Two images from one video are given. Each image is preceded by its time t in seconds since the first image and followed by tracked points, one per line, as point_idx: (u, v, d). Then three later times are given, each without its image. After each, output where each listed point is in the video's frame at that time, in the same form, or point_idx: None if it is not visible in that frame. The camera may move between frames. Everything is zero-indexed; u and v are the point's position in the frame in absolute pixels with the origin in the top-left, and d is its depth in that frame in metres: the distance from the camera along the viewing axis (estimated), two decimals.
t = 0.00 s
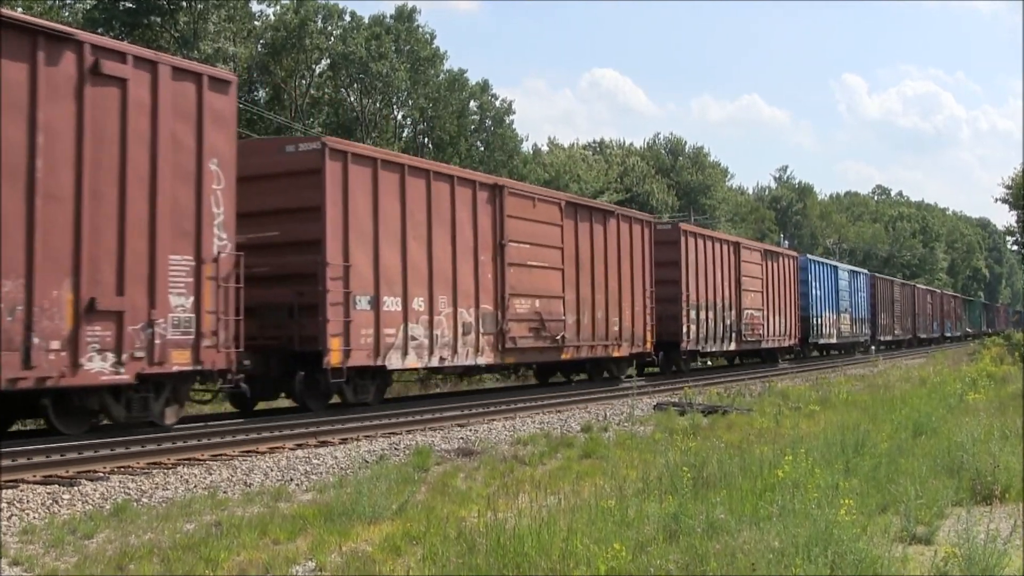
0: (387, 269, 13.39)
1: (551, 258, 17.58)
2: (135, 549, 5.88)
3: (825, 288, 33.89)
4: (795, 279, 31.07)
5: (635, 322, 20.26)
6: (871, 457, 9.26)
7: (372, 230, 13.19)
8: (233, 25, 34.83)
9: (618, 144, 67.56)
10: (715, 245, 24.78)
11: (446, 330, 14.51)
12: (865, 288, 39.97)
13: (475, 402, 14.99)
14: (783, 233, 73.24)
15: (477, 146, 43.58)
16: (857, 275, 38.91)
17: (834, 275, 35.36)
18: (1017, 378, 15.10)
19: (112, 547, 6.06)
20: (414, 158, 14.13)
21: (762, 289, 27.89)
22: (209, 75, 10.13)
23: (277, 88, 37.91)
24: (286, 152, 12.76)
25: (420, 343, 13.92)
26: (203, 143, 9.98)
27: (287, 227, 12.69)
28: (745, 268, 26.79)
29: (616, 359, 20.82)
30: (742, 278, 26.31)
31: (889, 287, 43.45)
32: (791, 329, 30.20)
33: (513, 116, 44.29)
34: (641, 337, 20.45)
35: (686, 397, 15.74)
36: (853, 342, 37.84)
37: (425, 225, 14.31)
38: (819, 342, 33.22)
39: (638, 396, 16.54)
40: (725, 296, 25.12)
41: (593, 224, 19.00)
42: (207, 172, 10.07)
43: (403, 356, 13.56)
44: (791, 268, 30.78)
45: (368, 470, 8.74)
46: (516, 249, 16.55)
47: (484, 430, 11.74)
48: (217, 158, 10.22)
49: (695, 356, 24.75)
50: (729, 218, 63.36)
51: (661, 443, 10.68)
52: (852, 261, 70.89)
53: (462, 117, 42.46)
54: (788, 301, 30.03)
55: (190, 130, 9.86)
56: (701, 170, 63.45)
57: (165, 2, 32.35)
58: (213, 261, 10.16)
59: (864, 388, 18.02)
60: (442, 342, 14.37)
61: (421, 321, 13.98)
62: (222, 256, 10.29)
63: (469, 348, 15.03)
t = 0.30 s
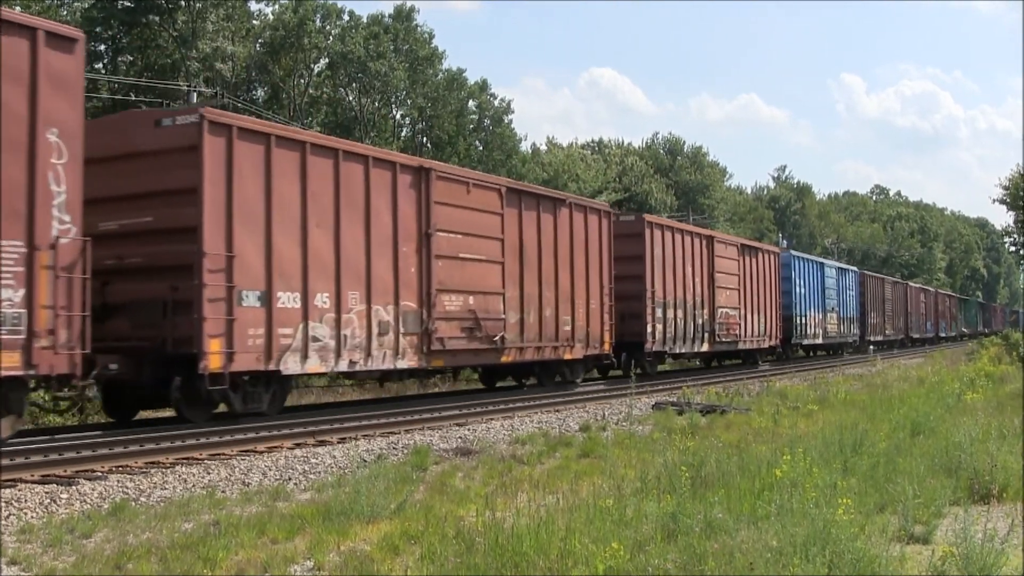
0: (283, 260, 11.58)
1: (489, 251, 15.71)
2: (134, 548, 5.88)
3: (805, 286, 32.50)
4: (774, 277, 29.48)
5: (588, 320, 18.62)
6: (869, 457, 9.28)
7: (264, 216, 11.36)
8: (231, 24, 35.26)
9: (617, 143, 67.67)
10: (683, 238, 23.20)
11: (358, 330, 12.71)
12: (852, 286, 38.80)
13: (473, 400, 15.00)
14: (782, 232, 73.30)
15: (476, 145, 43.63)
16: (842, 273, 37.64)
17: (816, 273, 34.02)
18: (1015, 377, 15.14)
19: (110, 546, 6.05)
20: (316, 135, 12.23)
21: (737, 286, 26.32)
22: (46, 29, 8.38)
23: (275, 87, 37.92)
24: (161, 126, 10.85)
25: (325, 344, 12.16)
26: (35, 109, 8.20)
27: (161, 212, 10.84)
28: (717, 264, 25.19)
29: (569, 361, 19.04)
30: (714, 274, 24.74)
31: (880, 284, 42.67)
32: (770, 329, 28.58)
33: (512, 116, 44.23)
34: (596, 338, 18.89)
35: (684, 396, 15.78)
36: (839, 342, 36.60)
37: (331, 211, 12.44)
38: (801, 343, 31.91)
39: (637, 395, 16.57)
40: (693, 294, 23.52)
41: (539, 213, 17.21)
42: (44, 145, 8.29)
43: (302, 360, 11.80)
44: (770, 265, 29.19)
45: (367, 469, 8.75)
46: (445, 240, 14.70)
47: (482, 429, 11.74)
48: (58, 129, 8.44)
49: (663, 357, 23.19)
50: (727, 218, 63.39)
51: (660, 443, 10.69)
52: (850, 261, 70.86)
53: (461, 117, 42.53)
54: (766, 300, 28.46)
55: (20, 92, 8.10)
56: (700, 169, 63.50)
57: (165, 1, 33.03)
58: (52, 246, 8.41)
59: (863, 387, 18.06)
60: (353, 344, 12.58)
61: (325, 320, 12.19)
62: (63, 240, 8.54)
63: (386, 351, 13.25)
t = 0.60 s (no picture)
0: (147, 247, 9.49)
1: (416, 242, 13.53)
2: (134, 548, 5.89)
3: (791, 283, 30.29)
4: (756, 274, 27.32)
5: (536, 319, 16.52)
6: (869, 457, 9.28)
7: (121, 195, 9.27)
8: (231, 24, 35.36)
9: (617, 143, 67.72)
10: (652, 231, 21.05)
11: (245, 330, 10.60)
12: (843, 284, 36.76)
13: (474, 400, 15.01)
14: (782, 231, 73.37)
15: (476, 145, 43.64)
16: (832, 270, 35.48)
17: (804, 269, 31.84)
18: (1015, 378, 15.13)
19: (110, 545, 6.06)
20: (191, 103, 10.08)
21: (713, 283, 24.15)
22: None
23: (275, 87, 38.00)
24: None
25: (202, 346, 10.08)
26: None
27: None
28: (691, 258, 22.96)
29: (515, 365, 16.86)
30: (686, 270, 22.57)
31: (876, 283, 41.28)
32: (751, 329, 26.45)
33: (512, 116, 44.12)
34: (546, 339, 16.86)
35: (685, 397, 15.78)
36: (828, 343, 34.59)
37: (211, 191, 10.29)
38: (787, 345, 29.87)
39: (637, 395, 16.57)
40: (663, 291, 21.36)
41: (476, 200, 15.04)
42: None
43: (168, 368, 9.70)
44: (751, 261, 27.04)
45: (367, 469, 8.75)
46: (358, 228, 12.46)
47: (482, 429, 11.74)
48: None
49: (628, 360, 21.13)
50: (727, 217, 63.39)
51: (660, 442, 10.71)
52: (850, 261, 70.81)
53: (461, 117, 42.53)
54: (747, 298, 26.32)
55: None
56: (699, 169, 63.47)
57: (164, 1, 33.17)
58: None
59: (863, 388, 18.04)
60: (239, 345, 10.48)
61: (203, 318, 10.10)
62: None
63: (281, 354, 11.12)
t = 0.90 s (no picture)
0: None
1: (323, 229, 11.70)
2: (136, 547, 5.90)
3: (776, 281, 28.34)
4: (736, 271, 25.43)
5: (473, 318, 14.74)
6: (871, 457, 9.27)
7: None
8: (233, 24, 35.45)
9: (619, 143, 67.69)
10: (612, 222, 19.27)
11: (98, 331, 8.89)
12: (832, 281, 34.77)
13: (475, 400, 15.00)
14: (785, 231, 73.32)
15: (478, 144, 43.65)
16: (822, 267, 33.49)
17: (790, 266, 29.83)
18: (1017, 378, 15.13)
19: (113, 545, 6.07)
20: (26, 64, 8.37)
21: (686, 279, 22.33)
22: None
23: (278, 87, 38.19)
24: None
25: (42, 349, 8.38)
26: None
27: None
28: (659, 252, 21.15)
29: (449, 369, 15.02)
30: (654, 266, 20.74)
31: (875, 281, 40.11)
32: (730, 329, 24.57)
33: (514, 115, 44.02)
34: (486, 341, 15.16)
35: (687, 396, 15.76)
36: (817, 345, 32.61)
37: (54, 164, 8.59)
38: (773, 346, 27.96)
39: (640, 395, 16.55)
40: (625, 288, 19.57)
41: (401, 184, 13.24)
42: None
43: None
44: (731, 258, 25.17)
45: (369, 469, 8.76)
46: (248, 212, 10.63)
47: (484, 429, 11.75)
48: None
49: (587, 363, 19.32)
50: (730, 217, 63.34)
51: (662, 442, 10.70)
52: (852, 261, 70.84)
53: (463, 117, 42.52)
54: (725, 296, 24.45)
55: None
56: (702, 169, 63.41)
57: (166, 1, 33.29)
58: None
59: (865, 388, 18.01)
60: (89, 348, 8.79)
61: (42, 315, 8.39)
62: None
63: (144, 359, 9.36)
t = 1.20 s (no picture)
0: None
1: (198, 212, 10.05)
2: (137, 546, 5.90)
3: (758, 277, 26.81)
4: (708, 266, 23.95)
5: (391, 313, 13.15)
6: (873, 456, 9.26)
7: None
8: (234, 23, 35.45)
9: (621, 143, 67.67)
10: (565, 211, 17.92)
11: None
12: (821, 279, 33.20)
13: (475, 399, 14.96)
14: (786, 230, 73.27)
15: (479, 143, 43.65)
16: (809, 263, 31.92)
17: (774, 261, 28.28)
18: (1018, 378, 15.14)
19: (113, 544, 6.07)
20: None
21: (652, 274, 20.97)
22: None
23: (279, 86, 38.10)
24: None
25: None
26: None
27: None
28: (620, 245, 19.76)
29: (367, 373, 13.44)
30: (614, 259, 19.37)
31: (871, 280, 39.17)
32: (701, 328, 23.16)
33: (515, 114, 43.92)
34: (408, 341, 13.56)
35: (688, 396, 15.73)
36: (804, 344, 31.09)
37: None
38: (753, 347, 26.49)
39: (640, 395, 16.51)
40: (580, 283, 18.20)
41: (301, 163, 11.59)
42: None
43: None
44: (703, 252, 23.73)
45: (370, 468, 8.76)
46: (99, 192, 8.97)
47: (486, 428, 11.73)
48: None
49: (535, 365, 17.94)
50: (731, 216, 63.33)
51: (663, 442, 10.67)
52: (853, 260, 70.94)
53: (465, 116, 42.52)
54: (696, 292, 23.01)
55: None
56: (703, 169, 63.36)
57: None
58: None
59: (866, 387, 18.01)
60: None
61: None
62: None
63: None
